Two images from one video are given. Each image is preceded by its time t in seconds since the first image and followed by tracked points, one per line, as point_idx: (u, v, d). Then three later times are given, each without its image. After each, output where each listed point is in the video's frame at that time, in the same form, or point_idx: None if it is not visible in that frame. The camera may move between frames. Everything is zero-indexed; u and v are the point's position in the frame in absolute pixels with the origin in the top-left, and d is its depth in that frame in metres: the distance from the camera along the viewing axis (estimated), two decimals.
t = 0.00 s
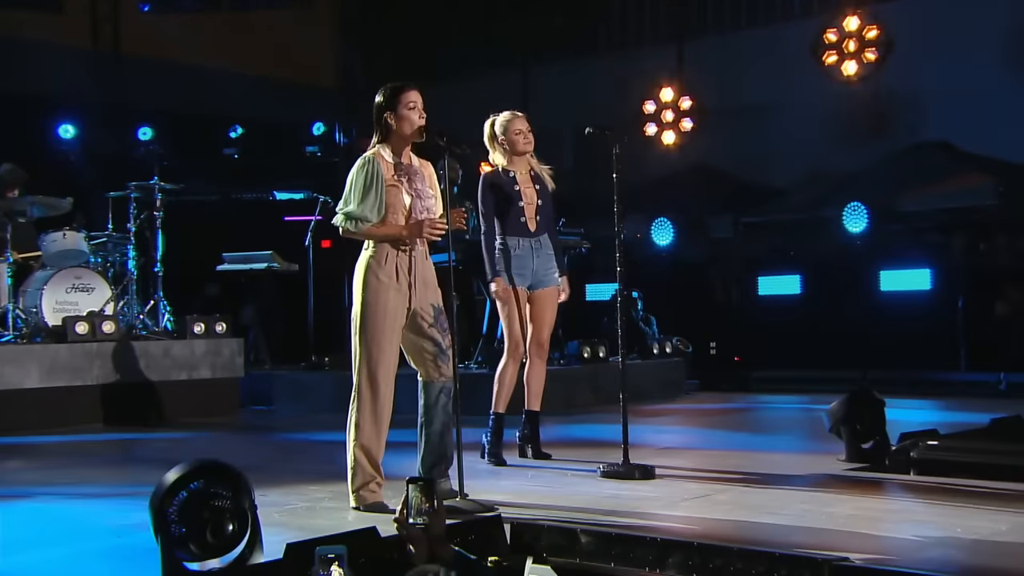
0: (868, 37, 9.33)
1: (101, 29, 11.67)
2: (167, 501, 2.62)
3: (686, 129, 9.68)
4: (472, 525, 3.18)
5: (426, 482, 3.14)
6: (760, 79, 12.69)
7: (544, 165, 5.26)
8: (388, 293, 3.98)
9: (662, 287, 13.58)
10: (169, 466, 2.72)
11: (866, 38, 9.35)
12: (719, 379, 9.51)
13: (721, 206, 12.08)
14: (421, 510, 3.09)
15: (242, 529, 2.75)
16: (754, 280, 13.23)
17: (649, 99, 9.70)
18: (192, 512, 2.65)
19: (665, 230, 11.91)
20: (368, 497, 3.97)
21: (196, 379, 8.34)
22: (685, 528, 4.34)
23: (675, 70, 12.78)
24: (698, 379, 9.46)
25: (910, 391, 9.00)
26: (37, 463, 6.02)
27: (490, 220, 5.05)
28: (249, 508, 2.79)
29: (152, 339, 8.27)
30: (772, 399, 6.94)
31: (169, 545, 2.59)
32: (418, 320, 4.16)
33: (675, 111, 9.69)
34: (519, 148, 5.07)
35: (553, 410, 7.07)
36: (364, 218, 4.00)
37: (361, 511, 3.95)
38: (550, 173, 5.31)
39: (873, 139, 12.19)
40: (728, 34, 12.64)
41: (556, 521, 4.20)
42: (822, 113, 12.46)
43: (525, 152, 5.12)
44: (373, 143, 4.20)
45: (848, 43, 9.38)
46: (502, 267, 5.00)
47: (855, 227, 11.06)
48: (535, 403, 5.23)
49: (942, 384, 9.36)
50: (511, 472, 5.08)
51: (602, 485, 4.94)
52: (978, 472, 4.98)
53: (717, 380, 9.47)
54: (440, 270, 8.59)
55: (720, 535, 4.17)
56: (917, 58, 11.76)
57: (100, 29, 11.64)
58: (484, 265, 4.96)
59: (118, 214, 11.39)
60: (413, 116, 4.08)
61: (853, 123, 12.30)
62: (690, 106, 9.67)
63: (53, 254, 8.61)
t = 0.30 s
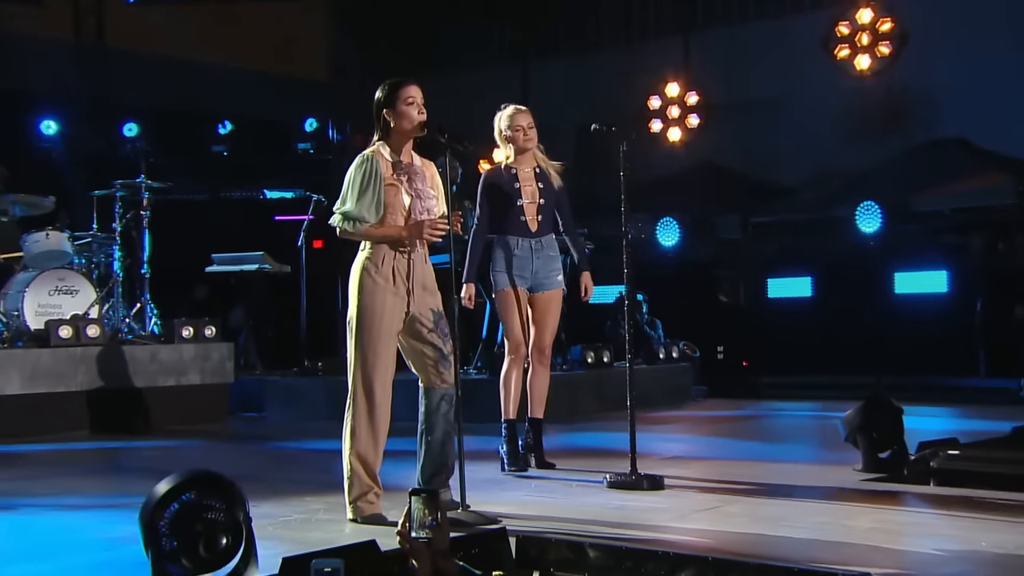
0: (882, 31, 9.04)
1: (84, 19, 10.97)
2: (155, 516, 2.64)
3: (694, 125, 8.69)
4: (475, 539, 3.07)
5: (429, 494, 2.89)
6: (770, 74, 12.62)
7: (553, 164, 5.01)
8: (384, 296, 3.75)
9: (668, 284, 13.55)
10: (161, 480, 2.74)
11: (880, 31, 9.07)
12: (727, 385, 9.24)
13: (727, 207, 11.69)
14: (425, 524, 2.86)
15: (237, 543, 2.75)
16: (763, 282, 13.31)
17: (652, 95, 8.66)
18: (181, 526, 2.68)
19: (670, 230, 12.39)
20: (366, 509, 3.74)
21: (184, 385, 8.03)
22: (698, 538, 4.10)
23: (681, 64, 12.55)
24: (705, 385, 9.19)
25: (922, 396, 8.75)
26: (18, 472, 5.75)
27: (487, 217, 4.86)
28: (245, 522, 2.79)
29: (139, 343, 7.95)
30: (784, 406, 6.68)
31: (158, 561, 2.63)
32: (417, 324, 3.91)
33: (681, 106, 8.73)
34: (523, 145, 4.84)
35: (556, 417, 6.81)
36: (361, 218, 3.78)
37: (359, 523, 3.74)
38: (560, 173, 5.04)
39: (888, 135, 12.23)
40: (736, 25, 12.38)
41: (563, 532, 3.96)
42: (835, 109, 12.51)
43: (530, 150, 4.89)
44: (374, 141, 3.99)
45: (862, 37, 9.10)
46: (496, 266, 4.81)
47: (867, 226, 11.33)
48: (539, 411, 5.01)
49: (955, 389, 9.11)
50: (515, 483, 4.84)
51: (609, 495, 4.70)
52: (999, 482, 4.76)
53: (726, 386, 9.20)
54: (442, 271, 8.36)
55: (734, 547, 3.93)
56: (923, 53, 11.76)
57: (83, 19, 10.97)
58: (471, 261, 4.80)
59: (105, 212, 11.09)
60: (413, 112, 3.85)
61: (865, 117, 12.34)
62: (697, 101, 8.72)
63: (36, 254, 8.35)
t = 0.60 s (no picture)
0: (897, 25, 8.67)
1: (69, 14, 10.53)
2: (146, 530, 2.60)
3: (700, 121, 9.11)
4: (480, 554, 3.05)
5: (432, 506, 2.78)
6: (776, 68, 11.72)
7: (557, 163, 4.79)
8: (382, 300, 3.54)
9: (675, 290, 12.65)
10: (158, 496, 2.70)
11: (894, 25, 8.69)
12: (736, 391, 8.94)
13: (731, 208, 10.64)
14: (426, 539, 2.76)
15: (233, 559, 2.67)
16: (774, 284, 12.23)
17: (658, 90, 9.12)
18: (174, 540, 2.63)
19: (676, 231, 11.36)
20: (365, 522, 3.55)
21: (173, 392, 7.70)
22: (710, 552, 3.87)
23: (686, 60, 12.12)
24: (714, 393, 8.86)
25: (936, 404, 8.46)
26: None
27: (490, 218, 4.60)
28: (244, 536, 2.72)
29: (125, 348, 7.61)
30: (797, 414, 6.40)
31: None
32: (417, 329, 3.70)
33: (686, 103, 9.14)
34: (527, 144, 4.62)
35: (560, 424, 6.53)
36: (359, 218, 3.57)
37: (357, 536, 3.55)
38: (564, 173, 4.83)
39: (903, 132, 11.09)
40: (743, 19, 11.77)
41: (569, 547, 3.74)
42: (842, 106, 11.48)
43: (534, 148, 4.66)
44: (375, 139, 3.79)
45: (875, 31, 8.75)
46: (502, 268, 4.55)
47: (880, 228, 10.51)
48: (543, 419, 4.80)
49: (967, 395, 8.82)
50: (519, 495, 4.62)
51: (616, 508, 4.47)
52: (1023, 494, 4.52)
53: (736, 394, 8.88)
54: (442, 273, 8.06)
55: (749, 562, 3.70)
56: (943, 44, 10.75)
57: (68, 15, 10.51)
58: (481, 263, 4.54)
59: (92, 212, 10.85)
60: (414, 109, 3.66)
61: (879, 113, 11.18)
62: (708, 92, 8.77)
63: (19, 256, 8.14)
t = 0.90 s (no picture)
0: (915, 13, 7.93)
1: (53, 7, 10.13)
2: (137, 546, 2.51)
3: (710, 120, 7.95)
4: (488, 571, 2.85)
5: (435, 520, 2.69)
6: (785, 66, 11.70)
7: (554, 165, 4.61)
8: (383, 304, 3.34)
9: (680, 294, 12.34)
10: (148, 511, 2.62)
11: (910, 18, 7.97)
12: (745, 398, 8.71)
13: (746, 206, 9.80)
14: (430, 556, 2.65)
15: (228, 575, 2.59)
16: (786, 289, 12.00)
17: (662, 86, 8.05)
18: (166, 555, 2.55)
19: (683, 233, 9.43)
20: (364, 536, 3.35)
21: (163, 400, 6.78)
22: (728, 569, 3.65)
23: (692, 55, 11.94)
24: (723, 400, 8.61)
25: (953, 409, 8.21)
26: None
27: (491, 217, 4.35)
28: (238, 551, 2.64)
29: (109, 352, 6.72)
30: (808, 422, 6.21)
31: None
32: (420, 334, 3.48)
33: (695, 100, 8.00)
34: (528, 143, 4.43)
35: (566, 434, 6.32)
36: (359, 218, 3.37)
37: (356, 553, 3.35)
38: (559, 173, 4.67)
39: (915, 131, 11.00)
40: (749, 13, 11.77)
41: (580, 564, 3.51)
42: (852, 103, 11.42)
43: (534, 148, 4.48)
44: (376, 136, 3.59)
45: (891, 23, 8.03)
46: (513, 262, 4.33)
47: (896, 229, 8.95)
48: (542, 430, 4.59)
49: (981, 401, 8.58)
50: (524, 509, 4.40)
51: (626, 522, 4.24)
52: None
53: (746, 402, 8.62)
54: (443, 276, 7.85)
55: None
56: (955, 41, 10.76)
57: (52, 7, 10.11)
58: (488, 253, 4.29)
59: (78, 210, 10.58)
60: (416, 107, 3.46)
61: (893, 111, 11.12)
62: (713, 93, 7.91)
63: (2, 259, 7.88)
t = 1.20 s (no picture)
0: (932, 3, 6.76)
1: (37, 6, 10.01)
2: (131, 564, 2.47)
3: (718, 119, 7.63)
4: None
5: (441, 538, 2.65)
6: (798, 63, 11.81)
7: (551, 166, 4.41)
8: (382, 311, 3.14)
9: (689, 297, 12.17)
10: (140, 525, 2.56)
11: (927, 12, 6.81)
12: (756, 406, 8.49)
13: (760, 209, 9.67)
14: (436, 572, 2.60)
15: None
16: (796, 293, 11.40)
17: (669, 84, 7.70)
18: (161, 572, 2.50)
19: (692, 235, 8.88)
20: (364, 552, 3.16)
21: (150, 410, 6.40)
22: None
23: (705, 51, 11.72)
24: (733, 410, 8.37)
25: (973, 420, 7.96)
26: None
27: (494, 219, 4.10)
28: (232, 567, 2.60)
29: (98, 360, 6.37)
30: (822, 433, 6.02)
31: None
32: (423, 342, 3.27)
33: (703, 97, 7.62)
34: (528, 144, 4.20)
35: (573, 444, 6.14)
36: (359, 220, 3.18)
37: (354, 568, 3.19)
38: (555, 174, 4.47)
39: (932, 129, 10.97)
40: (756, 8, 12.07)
41: None
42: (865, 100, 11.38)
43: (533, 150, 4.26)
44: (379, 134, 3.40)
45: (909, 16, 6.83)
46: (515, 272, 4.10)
47: (912, 232, 8.30)
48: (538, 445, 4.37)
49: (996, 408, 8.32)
50: (530, 523, 4.20)
51: (637, 538, 4.03)
52: None
53: (756, 412, 8.36)
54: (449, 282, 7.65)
55: None
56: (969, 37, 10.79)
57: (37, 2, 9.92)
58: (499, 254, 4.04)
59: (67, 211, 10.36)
60: (417, 105, 3.26)
61: (909, 109, 11.13)
62: (721, 90, 7.56)
63: None
